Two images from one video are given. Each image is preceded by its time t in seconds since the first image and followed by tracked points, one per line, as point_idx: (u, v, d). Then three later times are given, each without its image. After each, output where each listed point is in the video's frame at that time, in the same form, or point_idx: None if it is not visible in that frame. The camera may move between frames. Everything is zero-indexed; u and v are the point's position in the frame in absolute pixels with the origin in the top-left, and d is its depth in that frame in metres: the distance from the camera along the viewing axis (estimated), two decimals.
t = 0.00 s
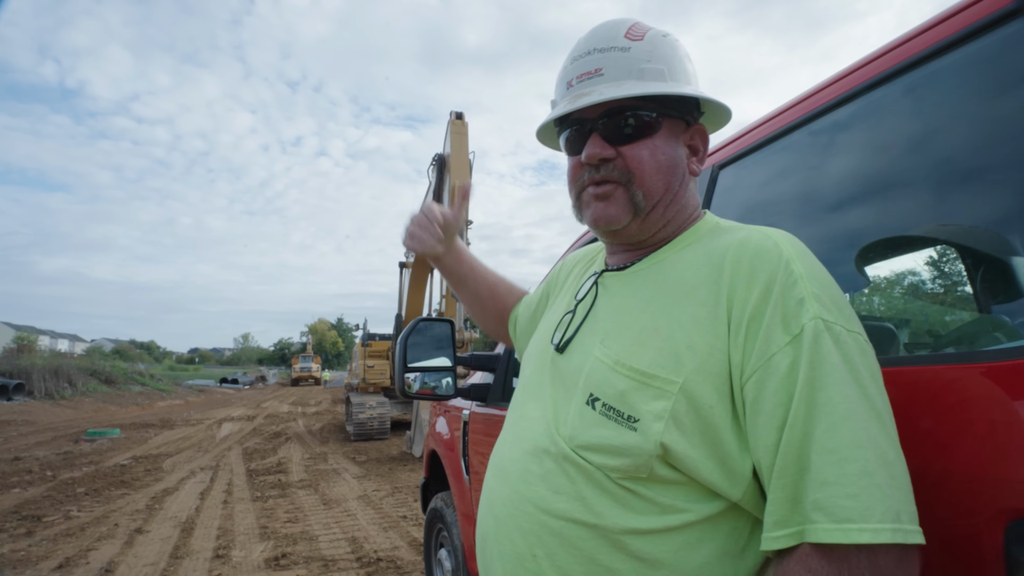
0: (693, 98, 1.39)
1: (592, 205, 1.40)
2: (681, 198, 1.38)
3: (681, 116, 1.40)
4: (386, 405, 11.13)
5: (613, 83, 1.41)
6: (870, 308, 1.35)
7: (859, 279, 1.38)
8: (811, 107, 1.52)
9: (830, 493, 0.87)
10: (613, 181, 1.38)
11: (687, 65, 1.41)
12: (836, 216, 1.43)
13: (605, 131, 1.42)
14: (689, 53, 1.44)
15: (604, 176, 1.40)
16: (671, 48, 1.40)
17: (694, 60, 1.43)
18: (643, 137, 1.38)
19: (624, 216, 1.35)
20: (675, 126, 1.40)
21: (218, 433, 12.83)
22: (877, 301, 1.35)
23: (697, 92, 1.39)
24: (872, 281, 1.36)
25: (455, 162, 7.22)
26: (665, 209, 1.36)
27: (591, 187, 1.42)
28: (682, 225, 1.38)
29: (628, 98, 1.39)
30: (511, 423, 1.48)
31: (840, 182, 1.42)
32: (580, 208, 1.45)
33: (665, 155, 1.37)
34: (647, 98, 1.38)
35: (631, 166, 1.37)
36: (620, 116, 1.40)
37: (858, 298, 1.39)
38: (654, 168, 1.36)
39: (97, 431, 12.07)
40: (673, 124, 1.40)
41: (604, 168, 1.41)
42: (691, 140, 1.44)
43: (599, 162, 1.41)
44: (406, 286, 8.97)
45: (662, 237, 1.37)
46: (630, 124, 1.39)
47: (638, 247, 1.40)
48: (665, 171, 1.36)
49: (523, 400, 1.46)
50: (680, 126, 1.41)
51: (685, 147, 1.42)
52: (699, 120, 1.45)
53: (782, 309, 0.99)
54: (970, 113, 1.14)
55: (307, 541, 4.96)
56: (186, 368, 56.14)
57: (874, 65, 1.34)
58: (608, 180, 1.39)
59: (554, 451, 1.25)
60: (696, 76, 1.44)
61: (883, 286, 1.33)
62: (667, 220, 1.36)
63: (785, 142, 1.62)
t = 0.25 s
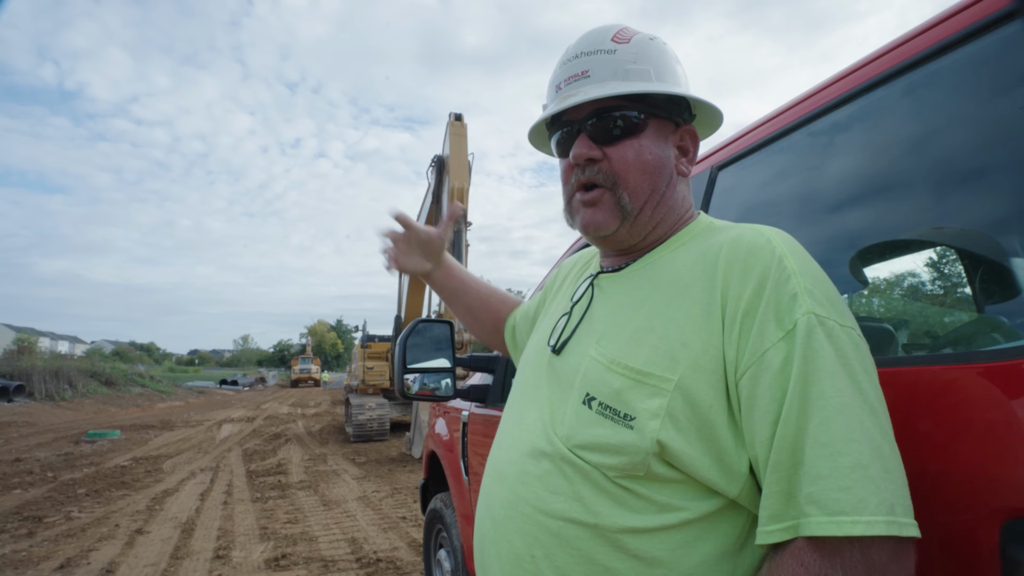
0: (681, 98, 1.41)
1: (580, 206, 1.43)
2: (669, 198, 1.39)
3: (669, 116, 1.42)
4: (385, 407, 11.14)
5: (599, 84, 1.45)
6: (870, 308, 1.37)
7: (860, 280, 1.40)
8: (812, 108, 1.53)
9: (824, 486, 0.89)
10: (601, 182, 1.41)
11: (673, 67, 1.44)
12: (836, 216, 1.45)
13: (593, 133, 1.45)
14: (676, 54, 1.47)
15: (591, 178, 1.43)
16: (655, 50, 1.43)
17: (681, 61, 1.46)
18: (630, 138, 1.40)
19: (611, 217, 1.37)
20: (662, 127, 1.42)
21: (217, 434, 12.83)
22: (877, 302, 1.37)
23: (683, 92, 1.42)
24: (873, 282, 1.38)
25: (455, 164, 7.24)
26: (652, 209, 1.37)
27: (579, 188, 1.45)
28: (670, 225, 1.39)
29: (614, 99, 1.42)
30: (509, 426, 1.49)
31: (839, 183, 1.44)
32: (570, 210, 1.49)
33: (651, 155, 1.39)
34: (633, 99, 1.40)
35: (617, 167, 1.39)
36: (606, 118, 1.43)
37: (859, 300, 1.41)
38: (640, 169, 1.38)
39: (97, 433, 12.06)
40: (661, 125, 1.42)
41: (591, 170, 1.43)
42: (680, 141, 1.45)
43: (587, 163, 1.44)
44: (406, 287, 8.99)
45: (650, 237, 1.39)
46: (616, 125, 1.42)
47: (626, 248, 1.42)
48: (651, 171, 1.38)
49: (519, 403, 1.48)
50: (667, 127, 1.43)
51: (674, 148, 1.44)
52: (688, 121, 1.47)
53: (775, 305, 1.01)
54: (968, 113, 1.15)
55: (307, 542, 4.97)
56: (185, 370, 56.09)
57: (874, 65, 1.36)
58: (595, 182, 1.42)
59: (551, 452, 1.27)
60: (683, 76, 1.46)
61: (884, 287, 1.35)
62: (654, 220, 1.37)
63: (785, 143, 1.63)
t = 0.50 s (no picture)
0: (684, 97, 1.43)
1: (583, 201, 1.44)
2: (671, 195, 1.41)
3: (671, 115, 1.44)
4: (385, 406, 11.17)
5: (602, 81, 1.46)
6: (872, 307, 1.38)
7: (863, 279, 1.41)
8: (813, 106, 1.55)
9: (823, 485, 0.91)
10: (604, 178, 1.43)
11: (677, 66, 1.46)
12: (838, 215, 1.46)
13: (596, 130, 1.46)
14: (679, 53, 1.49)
15: (594, 174, 1.45)
16: (659, 49, 1.45)
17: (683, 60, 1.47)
18: (633, 136, 1.42)
19: (614, 212, 1.39)
20: (665, 125, 1.44)
21: (218, 433, 12.84)
22: (879, 301, 1.38)
23: (686, 91, 1.43)
24: (876, 281, 1.39)
25: (455, 164, 7.26)
26: (655, 206, 1.39)
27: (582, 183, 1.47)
28: (671, 222, 1.41)
29: (618, 96, 1.44)
30: (509, 422, 1.51)
31: (840, 181, 1.45)
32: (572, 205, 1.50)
33: (654, 152, 1.41)
34: (637, 97, 1.42)
35: (621, 163, 1.41)
36: (610, 115, 1.45)
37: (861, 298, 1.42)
38: (644, 165, 1.40)
39: (98, 432, 12.08)
40: (664, 124, 1.44)
41: (595, 165, 1.45)
42: (682, 140, 1.47)
43: (590, 159, 1.46)
44: (407, 287, 9.01)
45: (652, 233, 1.40)
46: (619, 123, 1.43)
47: (629, 243, 1.43)
48: (654, 168, 1.40)
49: (520, 400, 1.50)
50: (670, 126, 1.45)
51: (676, 147, 1.46)
52: (690, 120, 1.49)
53: (775, 305, 1.02)
54: (969, 112, 1.17)
55: (309, 541, 4.99)
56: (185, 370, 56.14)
57: (876, 63, 1.38)
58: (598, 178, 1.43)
59: (552, 449, 1.28)
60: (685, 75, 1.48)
61: (886, 286, 1.36)
62: (657, 216, 1.39)
63: (786, 142, 1.65)
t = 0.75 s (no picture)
0: (683, 101, 1.43)
1: (582, 207, 1.45)
2: (670, 198, 1.41)
3: (669, 118, 1.44)
4: (387, 406, 11.16)
5: (599, 88, 1.46)
6: (874, 307, 1.38)
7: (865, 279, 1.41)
8: (815, 106, 1.55)
9: (815, 484, 0.91)
10: (602, 184, 1.43)
11: (674, 67, 1.45)
12: (839, 215, 1.46)
13: (594, 136, 1.46)
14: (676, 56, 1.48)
15: (593, 180, 1.45)
16: (655, 52, 1.45)
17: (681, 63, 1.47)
18: (631, 140, 1.42)
19: (614, 218, 1.39)
20: (663, 128, 1.43)
21: (221, 433, 12.87)
22: (881, 300, 1.37)
23: (684, 94, 1.43)
24: (878, 280, 1.38)
25: (456, 163, 7.26)
26: (654, 209, 1.39)
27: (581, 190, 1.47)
28: (671, 225, 1.41)
29: (615, 102, 1.43)
30: (507, 421, 1.51)
31: (842, 181, 1.45)
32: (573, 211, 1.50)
33: (652, 157, 1.40)
34: (634, 102, 1.42)
35: (619, 168, 1.41)
36: (607, 120, 1.44)
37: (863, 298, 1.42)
38: (642, 170, 1.39)
39: (101, 431, 12.11)
40: (662, 127, 1.43)
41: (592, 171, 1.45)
42: (680, 142, 1.47)
43: (589, 165, 1.46)
44: (408, 286, 9.02)
45: (651, 236, 1.41)
46: (617, 127, 1.43)
47: (629, 247, 1.44)
48: (652, 172, 1.40)
49: (518, 399, 1.50)
50: (668, 129, 1.44)
51: (675, 149, 1.45)
52: (689, 121, 1.49)
53: (769, 305, 1.02)
54: (972, 111, 1.16)
55: (310, 541, 4.99)
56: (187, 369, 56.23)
57: (878, 63, 1.37)
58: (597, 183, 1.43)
59: (548, 448, 1.28)
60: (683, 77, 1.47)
61: (888, 285, 1.35)
62: (656, 220, 1.39)
63: (788, 141, 1.65)
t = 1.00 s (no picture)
0: (675, 107, 1.42)
1: (577, 215, 1.44)
2: (663, 202, 1.40)
3: (661, 123, 1.43)
4: (390, 408, 11.15)
5: (592, 94, 1.45)
6: (878, 309, 1.36)
7: (867, 281, 1.39)
8: (818, 107, 1.53)
9: (802, 481, 0.89)
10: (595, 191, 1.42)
11: (666, 74, 1.44)
12: (842, 216, 1.44)
13: (587, 142, 1.45)
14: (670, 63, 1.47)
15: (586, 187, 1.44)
16: (648, 58, 1.44)
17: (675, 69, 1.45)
18: (623, 146, 1.41)
19: (608, 225, 1.39)
20: (655, 133, 1.42)
21: (223, 434, 12.88)
22: (885, 302, 1.35)
23: (677, 101, 1.42)
24: (881, 282, 1.37)
25: (459, 165, 7.25)
26: (647, 215, 1.38)
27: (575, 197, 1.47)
28: (665, 230, 1.40)
29: (607, 108, 1.42)
30: (505, 426, 1.50)
31: (845, 183, 1.43)
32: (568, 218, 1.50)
33: (645, 162, 1.39)
34: (627, 108, 1.41)
35: (612, 175, 1.40)
36: (599, 126, 1.44)
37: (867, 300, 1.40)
38: (635, 176, 1.39)
39: (103, 433, 12.11)
40: (654, 132, 1.42)
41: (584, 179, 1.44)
42: (673, 147, 1.46)
43: (582, 172, 1.45)
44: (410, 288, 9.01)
45: (646, 242, 1.40)
46: (609, 133, 1.42)
47: (623, 252, 1.43)
48: (645, 178, 1.39)
49: (516, 404, 1.49)
50: (660, 134, 1.43)
51: (667, 154, 1.44)
52: (681, 126, 1.47)
53: (759, 304, 1.01)
54: (975, 112, 1.15)
55: (312, 543, 4.98)
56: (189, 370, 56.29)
57: (881, 64, 1.35)
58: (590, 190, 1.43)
59: (544, 451, 1.27)
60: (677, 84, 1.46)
61: (892, 287, 1.34)
62: (650, 225, 1.38)
63: (792, 142, 1.63)
